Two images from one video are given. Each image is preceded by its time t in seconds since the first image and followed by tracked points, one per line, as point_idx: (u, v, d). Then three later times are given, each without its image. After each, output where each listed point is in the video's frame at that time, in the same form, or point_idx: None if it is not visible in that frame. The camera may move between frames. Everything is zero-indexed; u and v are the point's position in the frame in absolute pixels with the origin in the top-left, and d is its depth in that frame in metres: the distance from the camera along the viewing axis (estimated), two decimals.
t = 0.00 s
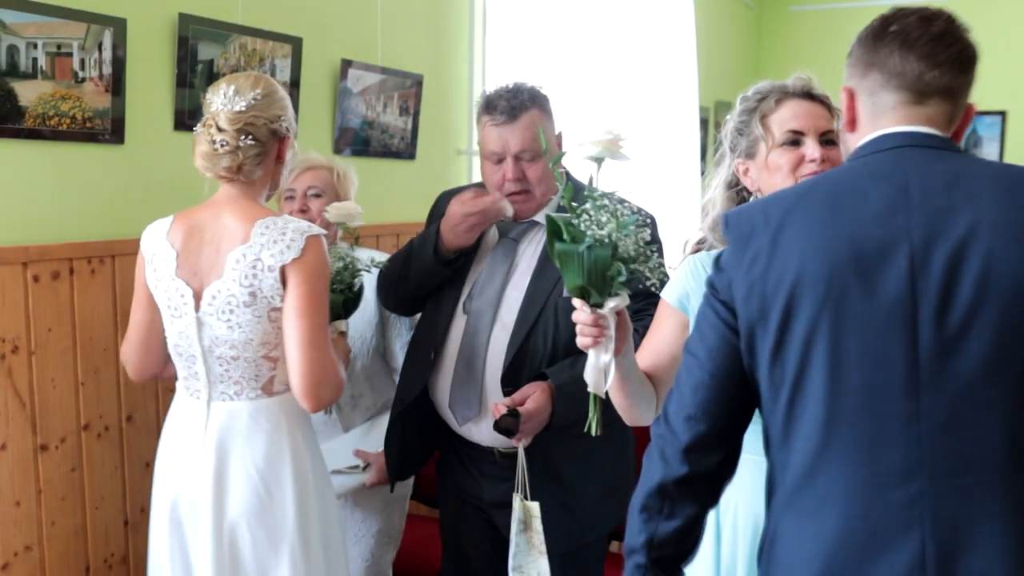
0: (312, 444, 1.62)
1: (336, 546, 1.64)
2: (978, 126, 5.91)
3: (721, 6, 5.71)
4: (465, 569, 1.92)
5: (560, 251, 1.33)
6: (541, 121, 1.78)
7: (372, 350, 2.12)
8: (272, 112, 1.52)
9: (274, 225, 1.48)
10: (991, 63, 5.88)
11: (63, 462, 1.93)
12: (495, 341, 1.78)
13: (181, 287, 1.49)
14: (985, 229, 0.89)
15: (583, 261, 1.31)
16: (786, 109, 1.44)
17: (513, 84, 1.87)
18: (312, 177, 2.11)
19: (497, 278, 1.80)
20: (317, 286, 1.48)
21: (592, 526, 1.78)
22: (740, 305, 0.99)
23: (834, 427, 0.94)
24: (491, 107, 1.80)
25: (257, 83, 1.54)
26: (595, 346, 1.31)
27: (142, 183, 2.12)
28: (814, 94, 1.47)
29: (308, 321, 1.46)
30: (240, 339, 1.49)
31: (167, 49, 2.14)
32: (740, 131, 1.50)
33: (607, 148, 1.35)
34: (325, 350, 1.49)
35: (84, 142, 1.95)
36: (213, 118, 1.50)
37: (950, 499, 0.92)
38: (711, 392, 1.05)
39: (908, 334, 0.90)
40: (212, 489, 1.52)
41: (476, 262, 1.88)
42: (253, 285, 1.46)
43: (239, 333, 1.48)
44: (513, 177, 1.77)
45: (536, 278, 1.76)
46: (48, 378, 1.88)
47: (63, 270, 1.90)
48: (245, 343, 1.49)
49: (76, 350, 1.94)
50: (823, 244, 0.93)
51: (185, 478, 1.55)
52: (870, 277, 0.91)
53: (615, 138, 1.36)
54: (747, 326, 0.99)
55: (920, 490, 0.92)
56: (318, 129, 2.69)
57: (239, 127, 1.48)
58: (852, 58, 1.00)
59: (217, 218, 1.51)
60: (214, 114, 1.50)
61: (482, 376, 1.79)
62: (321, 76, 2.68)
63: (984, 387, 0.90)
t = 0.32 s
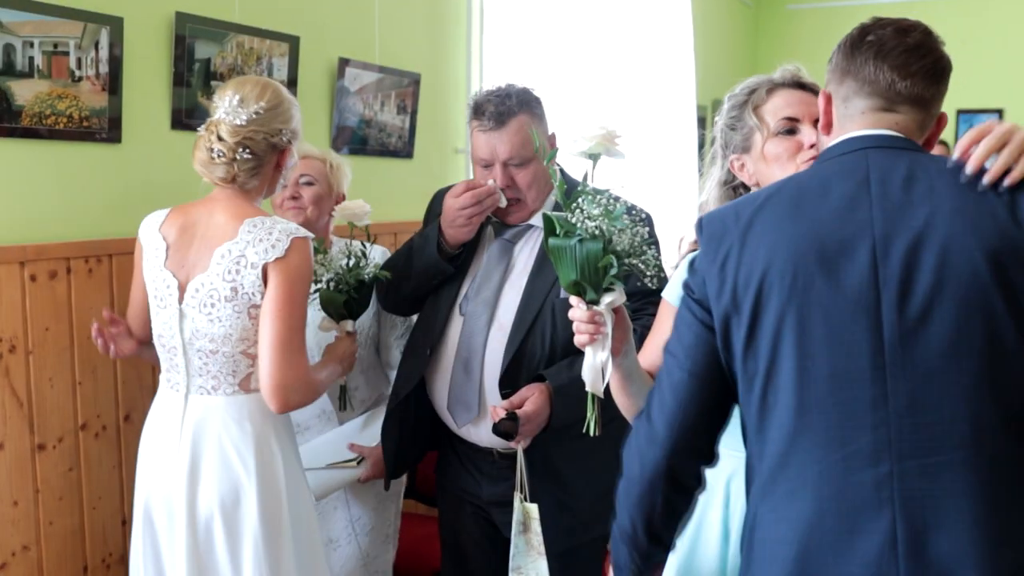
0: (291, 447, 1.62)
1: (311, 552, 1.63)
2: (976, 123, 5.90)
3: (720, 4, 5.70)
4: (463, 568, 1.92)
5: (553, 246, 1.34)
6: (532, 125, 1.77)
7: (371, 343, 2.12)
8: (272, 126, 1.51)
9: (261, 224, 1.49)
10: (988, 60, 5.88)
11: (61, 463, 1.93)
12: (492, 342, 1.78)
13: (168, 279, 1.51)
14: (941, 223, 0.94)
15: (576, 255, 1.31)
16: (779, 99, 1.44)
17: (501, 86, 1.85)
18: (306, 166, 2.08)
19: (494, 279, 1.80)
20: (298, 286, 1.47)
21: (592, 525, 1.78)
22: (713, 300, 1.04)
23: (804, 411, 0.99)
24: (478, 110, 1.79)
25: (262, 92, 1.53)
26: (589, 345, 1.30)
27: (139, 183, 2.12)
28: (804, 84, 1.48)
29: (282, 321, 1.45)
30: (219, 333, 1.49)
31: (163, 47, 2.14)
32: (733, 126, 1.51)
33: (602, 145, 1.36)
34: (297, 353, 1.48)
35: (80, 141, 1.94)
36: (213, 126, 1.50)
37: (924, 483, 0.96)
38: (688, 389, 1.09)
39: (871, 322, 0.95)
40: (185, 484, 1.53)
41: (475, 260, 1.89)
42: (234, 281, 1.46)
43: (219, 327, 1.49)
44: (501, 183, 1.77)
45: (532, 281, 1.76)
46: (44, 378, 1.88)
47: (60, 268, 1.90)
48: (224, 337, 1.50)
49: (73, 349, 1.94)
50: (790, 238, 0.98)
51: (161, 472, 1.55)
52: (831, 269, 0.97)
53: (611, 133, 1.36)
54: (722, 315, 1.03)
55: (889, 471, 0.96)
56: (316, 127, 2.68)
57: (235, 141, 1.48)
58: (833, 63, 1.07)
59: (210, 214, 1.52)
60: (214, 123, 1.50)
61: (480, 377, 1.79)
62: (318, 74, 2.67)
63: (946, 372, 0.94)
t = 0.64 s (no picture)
0: (284, 445, 1.62)
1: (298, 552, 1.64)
2: (970, 121, 5.91)
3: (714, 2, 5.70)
4: (460, 566, 1.92)
5: (581, 230, 1.34)
6: (523, 126, 1.78)
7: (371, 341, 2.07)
8: (299, 140, 1.56)
9: (282, 227, 1.54)
10: (982, 58, 5.89)
11: (58, 463, 1.93)
12: (486, 343, 1.79)
13: (184, 269, 1.55)
14: (930, 224, 0.96)
15: (605, 240, 1.32)
16: (774, 103, 1.44)
17: (492, 86, 1.86)
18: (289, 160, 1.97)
19: (487, 281, 1.80)
20: (308, 287, 1.51)
21: (588, 524, 1.78)
22: (708, 301, 1.10)
23: (794, 407, 1.03)
24: (468, 112, 1.80)
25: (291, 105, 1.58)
26: (609, 331, 1.32)
27: (136, 182, 2.12)
28: (800, 87, 1.48)
29: (287, 321, 1.49)
30: (228, 326, 1.52)
31: (158, 46, 2.14)
32: (730, 129, 1.51)
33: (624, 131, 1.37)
34: (297, 352, 1.51)
35: (74, 140, 1.94)
36: (242, 136, 1.55)
37: (910, 480, 0.98)
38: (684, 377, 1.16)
39: (857, 320, 0.99)
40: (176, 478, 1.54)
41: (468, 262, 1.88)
42: (248, 276, 1.51)
43: (228, 320, 1.52)
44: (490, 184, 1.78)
45: (527, 280, 1.76)
46: (41, 378, 1.87)
47: (55, 268, 1.89)
48: (230, 330, 1.52)
49: (68, 348, 1.93)
50: (781, 236, 1.03)
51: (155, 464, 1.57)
52: (820, 267, 1.00)
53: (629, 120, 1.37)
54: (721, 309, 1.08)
55: (872, 469, 0.99)
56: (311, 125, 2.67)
57: (262, 150, 1.53)
58: (827, 54, 1.08)
59: (234, 215, 1.57)
60: (244, 132, 1.55)
61: (474, 376, 1.79)
62: (313, 73, 2.67)
63: (933, 371, 0.96)
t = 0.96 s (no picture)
0: (285, 451, 1.62)
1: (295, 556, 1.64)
2: (969, 125, 5.94)
3: (712, 6, 5.71)
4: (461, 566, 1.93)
5: (649, 150, 1.07)
6: (517, 130, 1.76)
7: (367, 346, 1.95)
8: (337, 166, 1.64)
9: (308, 240, 1.59)
10: (981, 62, 5.90)
11: (57, 467, 1.93)
12: (484, 347, 1.79)
13: (211, 271, 1.60)
14: (929, 227, 0.97)
15: (674, 164, 1.07)
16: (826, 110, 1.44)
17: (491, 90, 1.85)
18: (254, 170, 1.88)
19: (485, 285, 1.81)
20: (329, 295, 1.55)
21: (587, 526, 1.79)
22: (711, 307, 1.10)
23: (795, 412, 1.03)
24: (462, 117, 1.80)
25: (325, 133, 1.65)
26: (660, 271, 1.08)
27: (137, 186, 2.12)
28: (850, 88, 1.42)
29: (307, 323, 1.52)
30: (245, 328, 1.55)
31: (158, 51, 2.14)
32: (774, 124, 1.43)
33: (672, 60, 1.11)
34: (312, 355, 1.53)
35: (75, 146, 1.94)
36: (282, 161, 1.61)
37: (907, 481, 0.99)
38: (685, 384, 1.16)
39: (858, 325, 0.99)
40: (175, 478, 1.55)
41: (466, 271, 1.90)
42: (271, 280, 1.55)
43: (246, 320, 1.55)
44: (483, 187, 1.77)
45: (524, 285, 1.76)
46: (41, 382, 1.88)
47: (55, 273, 1.90)
48: (246, 330, 1.55)
49: (68, 353, 1.94)
50: (781, 242, 1.02)
51: (155, 464, 1.58)
52: (821, 273, 1.00)
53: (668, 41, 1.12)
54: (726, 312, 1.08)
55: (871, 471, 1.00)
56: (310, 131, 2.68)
57: (305, 176, 1.60)
58: (815, 57, 1.06)
59: (265, 230, 1.62)
60: (284, 158, 1.61)
61: (473, 379, 1.80)
62: (312, 78, 2.68)
63: (930, 374, 0.97)
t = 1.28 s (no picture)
0: (287, 452, 1.62)
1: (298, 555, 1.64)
2: (968, 125, 5.95)
3: (711, 7, 5.71)
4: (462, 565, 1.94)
5: (680, 150, 1.03)
6: (507, 135, 1.77)
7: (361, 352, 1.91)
8: (342, 174, 1.67)
9: (309, 243, 1.60)
10: (980, 62, 5.91)
11: (57, 470, 1.94)
12: (484, 349, 1.80)
13: (214, 275, 1.62)
14: (918, 224, 0.98)
15: (706, 166, 1.04)
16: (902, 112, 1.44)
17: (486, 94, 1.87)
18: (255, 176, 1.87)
19: (485, 284, 1.82)
20: (331, 296, 1.57)
21: (587, 527, 1.80)
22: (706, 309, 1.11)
23: (791, 410, 1.04)
24: (456, 121, 1.84)
25: (331, 140, 1.67)
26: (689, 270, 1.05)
27: (136, 188, 2.13)
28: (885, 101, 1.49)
29: (309, 324, 1.53)
30: (249, 329, 1.56)
31: (157, 54, 2.15)
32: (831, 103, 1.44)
33: (693, 57, 1.14)
34: (315, 355, 1.54)
35: (74, 148, 1.95)
36: (293, 170, 1.62)
37: (899, 476, 1.00)
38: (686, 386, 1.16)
39: (850, 322, 0.99)
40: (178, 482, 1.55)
41: (456, 278, 1.94)
42: (274, 281, 1.56)
43: (249, 321, 1.56)
44: (472, 189, 1.80)
45: (524, 288, 1.77)
46: (42, 384, 1.89)
47: (55, 276, 1.91)
48: (249, 332, 1.56)
49: (68, 355, 1.95)
50: (775, 243, 1.03)
51: (157, 468, 1.58)
52: (813, 271, 1.01)
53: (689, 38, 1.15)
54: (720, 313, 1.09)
55: (866, 466, 1.00)
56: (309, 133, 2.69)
57: (314, 186, 1.63)
58: (785, 78, 1.07)
59: (267, 235, 1.63)
60: (294, 166, 1.62)
61: (473, 381, 1.80)
62: (311, 80, 2.69)
63: (921, 367, 0.98)
